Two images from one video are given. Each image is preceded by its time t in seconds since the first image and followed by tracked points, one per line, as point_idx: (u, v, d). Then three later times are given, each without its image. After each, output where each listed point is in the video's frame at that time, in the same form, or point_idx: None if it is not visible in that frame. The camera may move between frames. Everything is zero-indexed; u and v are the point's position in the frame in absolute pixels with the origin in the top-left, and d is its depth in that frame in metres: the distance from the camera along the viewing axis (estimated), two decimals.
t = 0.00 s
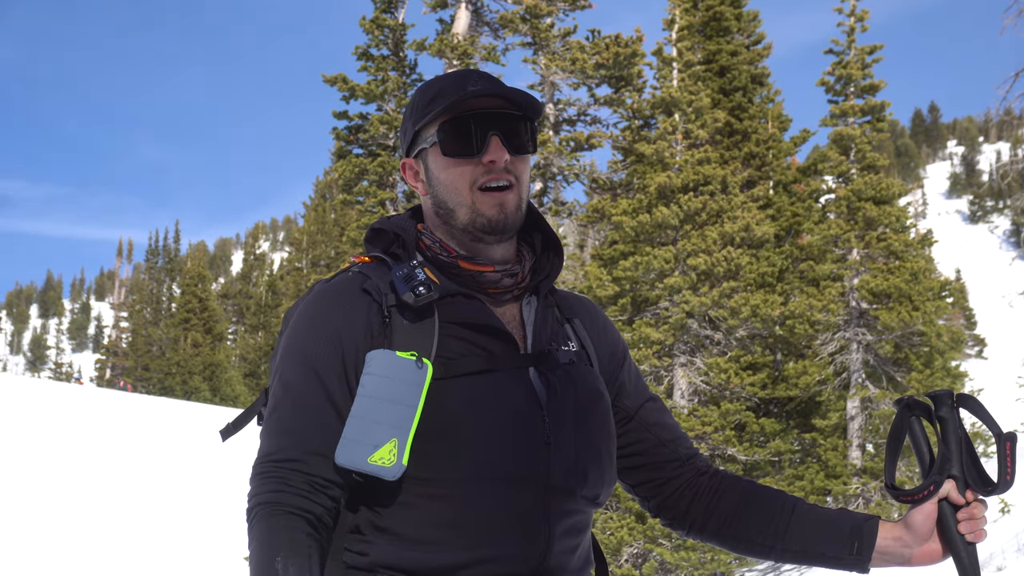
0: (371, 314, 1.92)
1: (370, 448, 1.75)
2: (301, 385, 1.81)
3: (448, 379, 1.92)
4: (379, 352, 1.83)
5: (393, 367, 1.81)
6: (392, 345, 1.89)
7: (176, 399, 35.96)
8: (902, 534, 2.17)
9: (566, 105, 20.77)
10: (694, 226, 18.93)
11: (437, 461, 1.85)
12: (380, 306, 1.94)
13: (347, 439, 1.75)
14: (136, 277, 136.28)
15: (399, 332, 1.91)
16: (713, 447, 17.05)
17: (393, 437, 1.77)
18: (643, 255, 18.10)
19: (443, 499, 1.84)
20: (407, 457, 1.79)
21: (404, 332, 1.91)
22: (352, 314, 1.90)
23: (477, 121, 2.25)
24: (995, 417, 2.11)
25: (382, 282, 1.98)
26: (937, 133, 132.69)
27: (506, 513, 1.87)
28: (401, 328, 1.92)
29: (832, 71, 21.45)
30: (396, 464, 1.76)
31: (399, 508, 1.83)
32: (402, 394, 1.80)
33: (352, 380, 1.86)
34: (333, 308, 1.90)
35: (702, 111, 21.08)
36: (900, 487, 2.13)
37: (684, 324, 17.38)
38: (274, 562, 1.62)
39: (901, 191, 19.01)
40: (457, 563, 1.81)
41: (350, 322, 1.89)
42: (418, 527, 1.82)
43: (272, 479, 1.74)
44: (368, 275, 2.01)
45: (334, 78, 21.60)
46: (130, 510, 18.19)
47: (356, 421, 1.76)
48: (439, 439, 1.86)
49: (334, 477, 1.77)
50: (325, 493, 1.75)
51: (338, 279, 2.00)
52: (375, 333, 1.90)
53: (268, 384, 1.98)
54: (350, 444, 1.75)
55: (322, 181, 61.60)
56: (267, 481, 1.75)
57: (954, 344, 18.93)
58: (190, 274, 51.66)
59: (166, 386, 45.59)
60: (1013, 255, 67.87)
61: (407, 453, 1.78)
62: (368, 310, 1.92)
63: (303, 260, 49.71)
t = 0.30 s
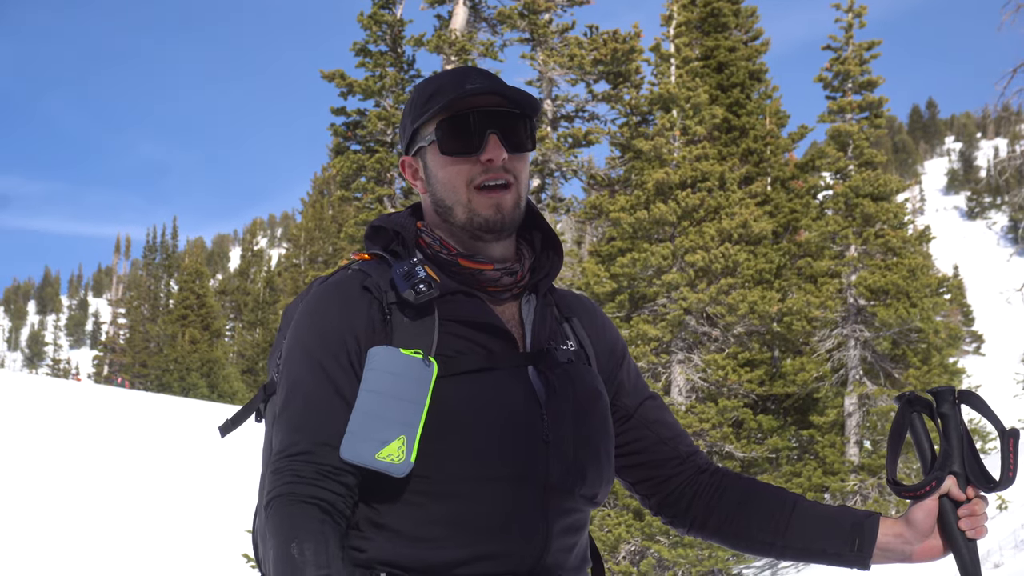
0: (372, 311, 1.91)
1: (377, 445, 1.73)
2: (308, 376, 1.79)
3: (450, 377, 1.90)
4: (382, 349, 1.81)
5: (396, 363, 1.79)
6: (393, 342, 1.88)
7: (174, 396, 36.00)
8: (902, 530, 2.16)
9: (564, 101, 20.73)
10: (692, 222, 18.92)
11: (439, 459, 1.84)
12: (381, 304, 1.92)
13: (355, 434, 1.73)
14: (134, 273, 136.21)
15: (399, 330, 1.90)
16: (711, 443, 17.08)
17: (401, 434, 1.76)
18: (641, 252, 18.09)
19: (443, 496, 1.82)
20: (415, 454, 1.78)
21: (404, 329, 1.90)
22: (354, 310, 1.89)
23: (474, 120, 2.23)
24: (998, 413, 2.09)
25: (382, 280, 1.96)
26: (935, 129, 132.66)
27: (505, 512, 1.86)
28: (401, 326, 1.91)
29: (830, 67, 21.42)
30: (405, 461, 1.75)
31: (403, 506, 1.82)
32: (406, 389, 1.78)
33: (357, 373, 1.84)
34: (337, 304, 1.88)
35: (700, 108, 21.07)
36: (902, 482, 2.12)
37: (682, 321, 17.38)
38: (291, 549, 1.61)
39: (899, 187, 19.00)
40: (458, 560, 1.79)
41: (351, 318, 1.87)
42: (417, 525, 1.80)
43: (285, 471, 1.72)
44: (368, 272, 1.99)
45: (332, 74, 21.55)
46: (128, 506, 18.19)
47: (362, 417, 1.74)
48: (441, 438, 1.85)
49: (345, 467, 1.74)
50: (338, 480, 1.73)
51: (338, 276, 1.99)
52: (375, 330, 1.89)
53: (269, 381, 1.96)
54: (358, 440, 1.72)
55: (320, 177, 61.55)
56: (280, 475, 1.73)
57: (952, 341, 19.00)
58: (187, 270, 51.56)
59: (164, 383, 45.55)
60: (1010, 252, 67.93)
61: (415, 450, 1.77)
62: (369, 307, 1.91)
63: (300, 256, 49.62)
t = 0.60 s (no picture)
0: (374, 312, 1.90)
1: (375, 445, 1.71)
2: (305, 380, 1.78)
3: (451, 377, 1.90)
4: (383, 348, 1.80)
5: (397, 363, 1.78)
6: (395, 343, 1.87)
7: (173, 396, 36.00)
8: (903, 531, 2.15)
9: (563, 101, 20.73)
10: (691, 222, 18.92)
11: (440, 460, 1.83)
12: (382, 304, 1.92)
13: (351, 435, 1.71)
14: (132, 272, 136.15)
15: (401, 330, 1.90)
16: (710, 444, 17.08)
17: (397, 434, 1.75)
18: (640, 252, 18.08)
19: (444, 496, 1.82)
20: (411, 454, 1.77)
21: (406, 330, 1.89)
22: (355, 310, 1.88)
23: (475, 124, 2.23)
24: (997, 414, 2.08)
25: (383, 281, 1.96)
26: (933, 129, 132.72)
27: (507, 513, 1.85)
28: (403, 326, 1.90)
29: (829, 67, 21.42)
30: (400, 462, 1.73)
31: (404, 507, 1.80)
32: (405, 390, 1.77)
33: (356, 375, 1.83)
34: (337, 305, 1.87)
35: (699, 108, 21.08)
36: (902, 484, 2.11)
37: (681, 321, 17.37)
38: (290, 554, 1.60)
39: (897, 188, 19.00)
40: (459, 561, 1.78)
41: (351, 319, 1.86)
42: (420, 524, 1.79)
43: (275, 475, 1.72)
44: (369, 273, 1.99)
45: (331, 74, 21.54)
46: (127, 507, 18.17)
47: (360, 417, 1.73)
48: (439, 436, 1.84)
49: (342, 470, 1.73)
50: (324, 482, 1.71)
51: (340, 276, 1.99)
52: (376, 331, 1.88)
53: (270, 383, 1.95)
54: (353, 440, 1.71)
55: (319, 177, 61.56)
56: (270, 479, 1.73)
57: (950, 341, 19.02)
58: (186, 270, 51.51)
59: (163, 383, 45.53)
60: (1009, 252, 67.97)
61: (410, 450, 1.76)
62: (370, 307, 1.90)
63: (299, 256, 49.59)
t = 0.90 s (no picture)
0: (372, 310, 1.90)
1: (364, 445, 1.72)
2: (299, 380, 1.78)
3: (448, 376, 1.89)
4: (380, 347, 1.80)
5: (394, 364, 1.79)
6: (394, 341, 1.88)
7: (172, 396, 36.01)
8: (905, 529, 2.15)
9: (561, 101, 20.71)
10: (690, 222, 18.90)
11: (436, 459, 1.83)
12: (382, 303, 1.92)
13: (341, 435, 1.71)
14: (132, 273, 136.15)
15: (401, 329, 1.90)
16: (709, 443, 17.09)
17: (389, 435, 1.75)
18: (639, 251, 18.08)
19: (444, 494, 1.82)
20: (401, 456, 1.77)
21: (405, 329, 1.90)
22: (353, 307, 1.88)
23: (474, 126, 2.23)
24: (999, 413, 2.09)
25: (383, 279, 1.96)
26: (932, 128, 132.76)
27: (504, 514, 1.85)
28: (402, 325, 1.91)
29: (827, 66, 21.41)
30: (388, 463, 1.73)
31: (400, 505, 1.80)
32: (401, 390, 1.78)
33: (351, 375, 1.83)
34: (335, 302, 1.87)
35: (698, 108, 21.10)
36: (904, 480, 2.12)
37: (680, 320, 17.35)
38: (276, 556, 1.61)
39: (897, 186, 18.99)
40: (457, 561, 1.79)
41: (349, 317, 1.85)
42: (417, 525, 1.79)
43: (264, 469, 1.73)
44: (370, 271, 1.99)
45: (329, 74, 21.53)
46: (126, 507, 18.15)
47: (352, 416, 1.73)
48: (434, 435, 1.84)
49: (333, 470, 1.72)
50: (308, 478, 1.70)
51: (340, 274, 1.99)
52: (375, 329, 1.88)
53: (271, 382, 1.95)
54: (344, 437, 1.71)
55: (318, 177, 61.56)
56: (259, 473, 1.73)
57: (949, 340, 19.00)
58: (185, 270, 51.47)
59: (162, 383, 45.50)
60: (1008, 251, 67.95)
61: (400, 452, 1.75)
62: (369, 304, 1.90)
63: (298, 257, 49.55)
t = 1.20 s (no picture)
0: (369, 302, 1.87)
1: (367, 436, 1.69)
2: (298, 372, 1.76)
3: (445, 368, 1.87)
4: (377, 338, 1.77)
5: (392, 355, 1.76)
6: (390, 333, 1.85)
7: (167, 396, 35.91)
8: (900, 529, 2.13)
9: (558, 101, 20.68)
10: (687, 221, 18.88)
11: (434, 452, 1.80)
12: (378, 295, 1.89)
13: (341, 427, 1.69)
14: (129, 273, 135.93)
15: (396, 321, 1.87)
16: (706, 443, 17.08)
17: (390, 426, 1.72)
18: (636, 251, 18.06)
19: (441, 488, 1.79)
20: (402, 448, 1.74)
21: (401, 320, 1.87)
22: (351, 299, 1.86)
23: (461, 127, 2.20)
24: (995, 413, 2.06)
25: (380, 270, 1.94)
26: (929, 128, 132.89)
27: (504, 506, 1.82)
28: (398, 317, 1.88)
29: (824, 66, 21.40)
30: (394, 453, 1.71)
31: (397, 499, 1.78)
32: (399, 381, 1.75)
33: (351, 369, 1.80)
34: (332, 294, 1.85)
35: (695, 108, 21.08)
36: (899, 481, 2.09)
37: (677, 320, 17.33)
38: (278, 552, 1.59)
39: (893, 187, 18.99)
40: (455, 558, 1.76)
41: (346, 310, 1.83)
42: (416, 519, 1.77)
43: (272, 470, 1.70)
44: (366, 263, 1.96)
45: (326, 74, 21.50)
46: (122, 507, 18.12)
47: (354, 409, 1.70)
48: (433, 426, 1.82)
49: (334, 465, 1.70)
50: (324, 482, 1.70)
51: (337, 266, 1.96)
52: (372, 320, 1.85)
53: (266, 376, 1.92)
54: (347, 430, 1.69)
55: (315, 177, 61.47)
56: (268, 474, 1.70)
57: (946, 339, 18.99)
58: (182, 270, 51.36)
59: (159, 383, 45.43)
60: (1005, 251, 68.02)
61: (401, 443, 1.73)
62: (367, 297, 1.88)
63: (296, 256, 49.44)
